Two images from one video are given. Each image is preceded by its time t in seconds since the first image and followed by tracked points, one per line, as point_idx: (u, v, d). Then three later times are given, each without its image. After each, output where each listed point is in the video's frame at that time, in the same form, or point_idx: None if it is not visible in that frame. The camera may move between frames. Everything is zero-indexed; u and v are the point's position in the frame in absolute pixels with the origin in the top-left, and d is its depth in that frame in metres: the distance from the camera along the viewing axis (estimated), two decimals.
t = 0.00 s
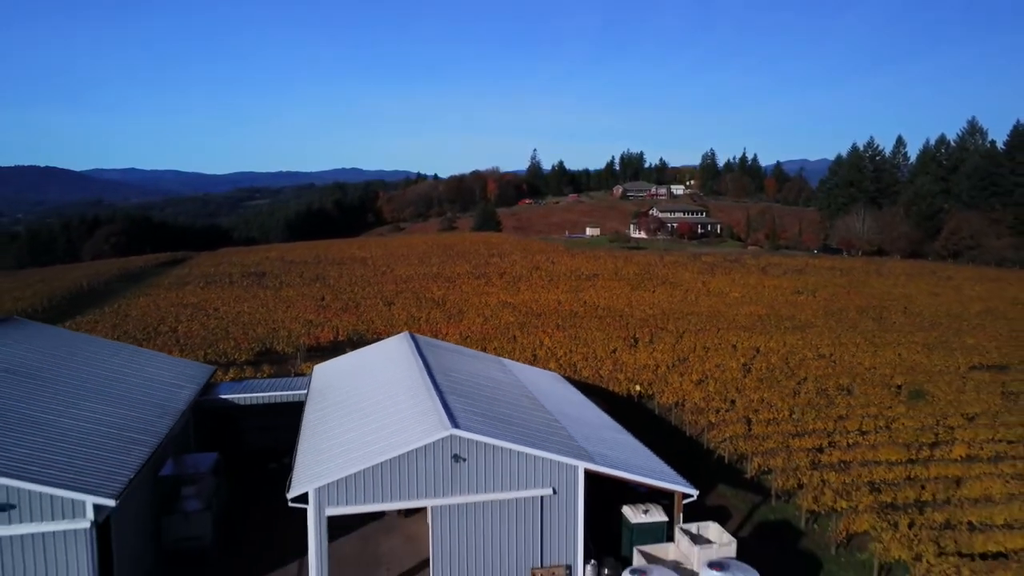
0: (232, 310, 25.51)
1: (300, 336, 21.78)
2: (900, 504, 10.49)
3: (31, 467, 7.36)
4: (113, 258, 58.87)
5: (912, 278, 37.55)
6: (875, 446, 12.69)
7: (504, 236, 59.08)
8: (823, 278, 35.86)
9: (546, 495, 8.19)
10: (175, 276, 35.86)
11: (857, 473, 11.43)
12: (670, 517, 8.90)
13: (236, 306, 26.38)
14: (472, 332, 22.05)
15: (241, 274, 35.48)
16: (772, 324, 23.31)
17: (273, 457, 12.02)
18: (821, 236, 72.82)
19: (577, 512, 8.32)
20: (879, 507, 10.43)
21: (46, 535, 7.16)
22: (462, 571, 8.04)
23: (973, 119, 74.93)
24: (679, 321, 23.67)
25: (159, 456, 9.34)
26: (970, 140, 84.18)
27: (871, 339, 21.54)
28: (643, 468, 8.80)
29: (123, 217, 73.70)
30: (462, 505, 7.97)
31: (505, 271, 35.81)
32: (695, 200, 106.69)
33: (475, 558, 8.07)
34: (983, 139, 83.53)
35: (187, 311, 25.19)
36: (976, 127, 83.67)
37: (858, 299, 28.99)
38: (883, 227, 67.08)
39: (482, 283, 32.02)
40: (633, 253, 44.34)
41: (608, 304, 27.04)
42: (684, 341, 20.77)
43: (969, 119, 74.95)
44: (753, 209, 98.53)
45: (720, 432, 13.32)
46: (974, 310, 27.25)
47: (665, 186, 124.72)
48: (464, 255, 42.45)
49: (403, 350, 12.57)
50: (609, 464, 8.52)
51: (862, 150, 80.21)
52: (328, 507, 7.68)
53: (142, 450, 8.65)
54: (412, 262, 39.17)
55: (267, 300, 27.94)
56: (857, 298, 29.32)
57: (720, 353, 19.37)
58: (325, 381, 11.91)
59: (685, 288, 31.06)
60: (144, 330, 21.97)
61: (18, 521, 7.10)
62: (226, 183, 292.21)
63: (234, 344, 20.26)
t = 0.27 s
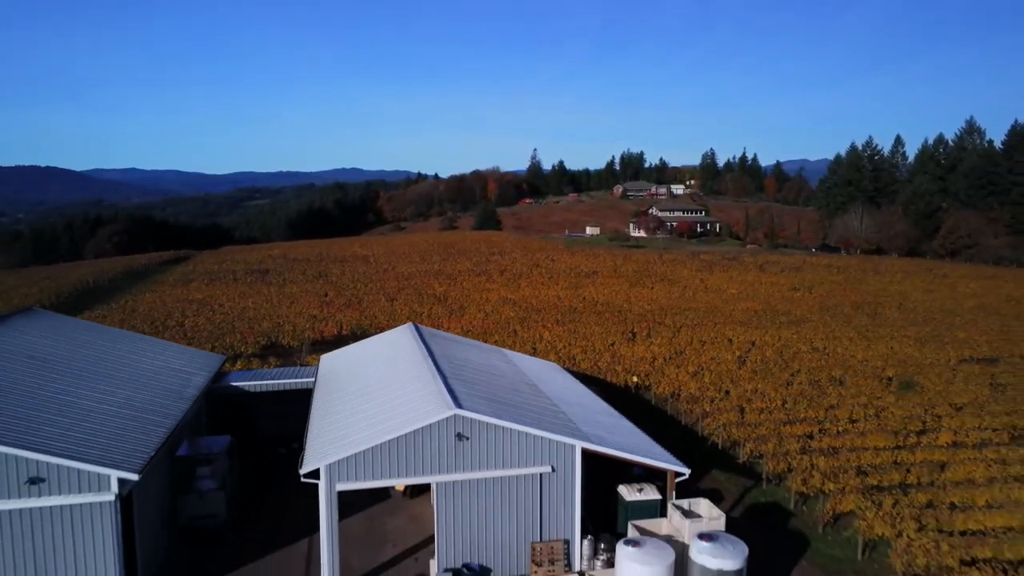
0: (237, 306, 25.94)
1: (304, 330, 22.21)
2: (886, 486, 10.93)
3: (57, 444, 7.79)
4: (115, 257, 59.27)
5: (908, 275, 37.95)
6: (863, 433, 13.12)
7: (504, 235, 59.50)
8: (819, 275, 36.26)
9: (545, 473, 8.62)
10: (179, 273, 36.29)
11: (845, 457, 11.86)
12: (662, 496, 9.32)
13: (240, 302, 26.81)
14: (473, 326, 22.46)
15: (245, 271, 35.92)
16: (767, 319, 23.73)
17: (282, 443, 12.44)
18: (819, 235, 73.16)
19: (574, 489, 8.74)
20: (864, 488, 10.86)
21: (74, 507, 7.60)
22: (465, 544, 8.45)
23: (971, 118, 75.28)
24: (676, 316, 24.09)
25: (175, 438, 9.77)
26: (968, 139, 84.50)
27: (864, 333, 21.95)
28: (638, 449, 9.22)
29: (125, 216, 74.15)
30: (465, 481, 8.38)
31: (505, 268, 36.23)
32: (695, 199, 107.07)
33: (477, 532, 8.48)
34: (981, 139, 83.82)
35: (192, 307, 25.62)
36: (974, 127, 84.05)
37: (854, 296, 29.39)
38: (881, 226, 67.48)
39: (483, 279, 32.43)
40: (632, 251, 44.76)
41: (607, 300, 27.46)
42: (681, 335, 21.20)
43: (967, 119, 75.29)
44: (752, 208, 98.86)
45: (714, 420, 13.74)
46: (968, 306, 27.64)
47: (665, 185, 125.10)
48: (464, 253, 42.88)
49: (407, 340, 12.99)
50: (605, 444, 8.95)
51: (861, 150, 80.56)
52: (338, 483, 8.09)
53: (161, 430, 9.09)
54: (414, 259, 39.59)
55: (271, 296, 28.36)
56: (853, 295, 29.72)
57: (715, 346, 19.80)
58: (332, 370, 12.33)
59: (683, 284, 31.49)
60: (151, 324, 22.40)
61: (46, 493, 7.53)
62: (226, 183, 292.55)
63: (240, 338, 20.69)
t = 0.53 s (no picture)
0: (242, 302, 26.41)
1: (309, 325, 22.69)
2: (873, 470, 11.35)
3: (82, 424, 8.22)
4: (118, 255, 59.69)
5: (904, 272, 38.41)
6: (853, 420, 13.54)
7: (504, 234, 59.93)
8: (816, 272, 36.70)
9: (544, 453, 9.06)
10: (184, 271, 36.76)
11: (835, 443, 12.28)
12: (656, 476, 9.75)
13: (245, 298, 27.28)
14: (474, 321, 22.90)
15: (249, 269, 36.37)
16: (763, 314, 24.16)
17: (291, 430, 12.89)
18: (818, 234, 73.58)
19: (572, 469, 9.16)
20: (852, 471, 11.31)
21: (100, 482, 8.04)
22: (468, 520, 8.88)
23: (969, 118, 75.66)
24: (674, 312, 24.53)
25: (191, 421, 10.20)
26: (966, 139, 84.96)
27: (857, 328, 22.39)
28: (634, 430, 9.63)
29: (128, 216, 74.60)
30: (468, 460, 8.82)
31: (506, 266, 36.65)
32: (695, 199, 107.53)
33: (481, 509, 8.92)
34: (979, 138, 84.27)
35: (198, 302, 26.08)
36: (972, 126, 84.43)
37: (849, 292, 29.84)
38: (880, 224, 67.88)
39: (483, 276, 32.88)
40: (632, 249, 45.23)
41: (606, 296, 27.92)
42: (678, 330, 21.63)
43: (965, 118, 75.68)
44: (752, 207, 99.25)
45: (709, 409, 14.20)
46: (961, 302, 28.09)
47: (665, 185, 125.53)
48: (465, 250, 43.36)
49: (412, 331, 13.41)
50: (602, 426, 9.37)
51: (860, 149, 80.96)
52: (348, 461, 8.54)
53: (179, 413, 9.53)
54: (415, 257, 40.06)
55: (275, 292, 28.83)
56: (849, 291, 30.16)
57: (712, 339, 20.24)
58: (340, 359, 12.76)
59: (680, 281, 31.93)
60: (159, 319, 22.84)
61: (73, 469, 7.97)
62: (225, 183, 292.54)
63: (247, 332, 21.16)
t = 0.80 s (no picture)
0: (247, 298, 26.85)
1: (313, 319, 23.13)
2: (860, 454, 11.78)
3: (104, 404, 8.65)
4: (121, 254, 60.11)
5: (900, 270, 38.85)
6: (843, 409, 13.97)
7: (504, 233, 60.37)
8: (813, 269, 37.13)
9: (543, 434, 9.49)
10: (188, 268, 37.20)
11: (824, 429, 12.71)
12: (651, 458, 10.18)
13: (250, 294, 27.72)
14: (476, 316, 23.34)
15: (252, 266, 36.81)
16: (759, 309, 24.58)
17: (299, 418, 13.32)
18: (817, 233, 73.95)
19: (571, 449, 9.60)
20: (840, 455, 11.74)
21: (122, 460, 8.46)
22: (471, 498, 9.32)
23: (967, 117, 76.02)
24: (671, 307, 24.94)
25: (204, 406, 10.63)
26: (964, 138, 85.36)
27: (851, 322, 22.81)
28: (630, 413, 10.05)
29: (131, 215, 75.03)
30: (471, 440, 9.25)
31: (506, 263, 37.06)
32: (694, 198, 107.92)
33: (483, 488, 9.36)
34: (977, 137, 84.64)
35: (204, 298, 26.52)
36: (970, 126, 84.86)
37: (845, 289, 30.27)
38: (878, 223, 68.29)
39: (484, 273, 33.33)
40: (631, 247, 45.68)
41: (605, 292, 28.36)
42: (675, 324, 22.06)
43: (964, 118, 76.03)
44: (751, 207, 99.64)
45: (704, 398, 14.64)
46: (955, 298, 28.51)
47: (664, 185, 125.90)
48: (466, 248, 43.82)
49: (416, 322, 13.84)
50: (599, 408, 9.79)
51: (858, 149, 81.35)
52: (357, 441, 8.97)
53: (194, 397, 9.97)
54: (417, 255, 40.49)
55: (279, 288, 29.25)
56: (844, 287, 30.58)
57: (708, 333, 20.68)
58: (346, 348, 13.19)
59: (678, 278, 32.37)
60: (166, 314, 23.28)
61: (97, 447, 8.40)
62: (226, 183, 293.04)
63: (252, 326, 21.61)
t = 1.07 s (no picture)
0: (251, 293, 27.29)
1: (317, 314, 23.57)
2: (850, 439, 12.18)
3: (125, 387, 9.08)
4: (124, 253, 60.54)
5: (896, 267, 39.28)
6: (833, 397, 14.40)
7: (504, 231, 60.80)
8: (810, 267, 37.56)
9: (542, 417, 9.93)
10: (192, 266, 37.63)
11: (814, 416, 13.14)
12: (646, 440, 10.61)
13: (254, 290, 28.15)
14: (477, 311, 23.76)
15: (256, 263, 37.24)
16: (755, 304, 25.02)
17: (307, 406, 13.76)
18: (815, 232, 74.33)
19: (569, 431, 10.04)
20: (829, 440, 12.18)
21: (142, 439, 8.89)
22: (474, 478, 9.76)
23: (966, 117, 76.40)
24: (669, 303, 25.38)
25: (218, 392, 11.07)
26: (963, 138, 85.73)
27: (845, 316, 23.25)
28: (626, 397, 10.47)
29: (133, 214, 75.43)
30: (474, 422, 9.71)
31: (507, 260, 37.45)
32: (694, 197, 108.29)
33: (485, 468, 9.80)
34: (975, 137, 85.02)
35: (209, 294, 26.97)
36: (968, 125, 85.18)
37: (841, 285, 30.69)
38: (876, 222, 68.68)
39: (484, 270, 33.76)
40: (630, 245, 46.11)
41: (604, 288, 28.80)
42: (672, 318, 22.49)
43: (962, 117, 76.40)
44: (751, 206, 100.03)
45: (699, 387, 15.08)
46: (949, 294, 28.92)
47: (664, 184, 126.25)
48: (467, 246, 44.24)
49: (420, 314, 14.27)
50: (596, 392, 10.22)
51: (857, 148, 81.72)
52: (365, 422, 9.40)
53: (209, 382, 10.40)
54: (418, 252, 40.94)
55: (283, 285, 29.70)
56: (840, 284, 31.01)
57: (704, 327, 21.13)
58: (352, 339, 13.63)
59: (677, 274, 32.81)
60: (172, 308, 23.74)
61: (119, 427, 8.84)
62: (227, 183, 293.43)
63: (258, 320, 22.06)
